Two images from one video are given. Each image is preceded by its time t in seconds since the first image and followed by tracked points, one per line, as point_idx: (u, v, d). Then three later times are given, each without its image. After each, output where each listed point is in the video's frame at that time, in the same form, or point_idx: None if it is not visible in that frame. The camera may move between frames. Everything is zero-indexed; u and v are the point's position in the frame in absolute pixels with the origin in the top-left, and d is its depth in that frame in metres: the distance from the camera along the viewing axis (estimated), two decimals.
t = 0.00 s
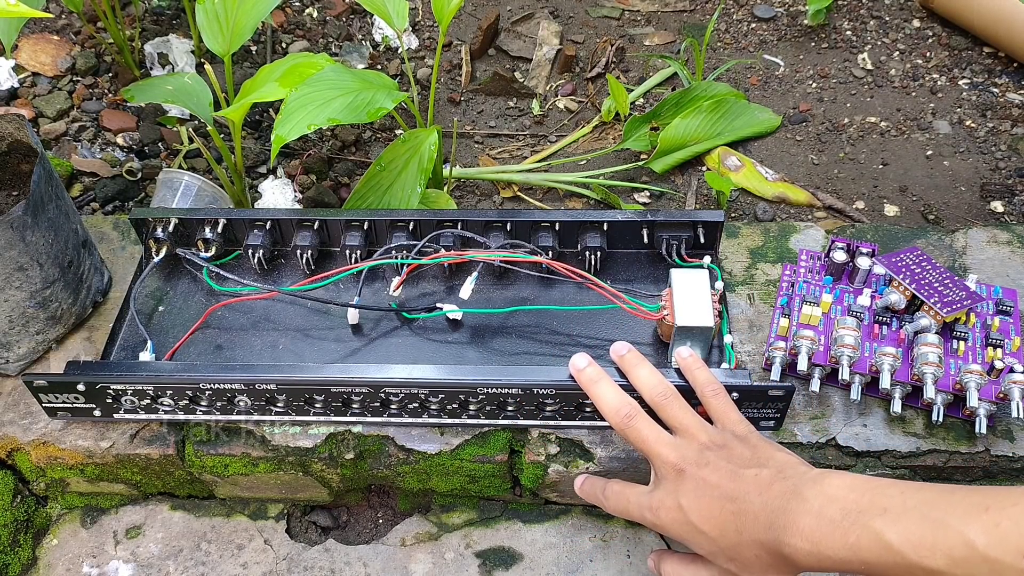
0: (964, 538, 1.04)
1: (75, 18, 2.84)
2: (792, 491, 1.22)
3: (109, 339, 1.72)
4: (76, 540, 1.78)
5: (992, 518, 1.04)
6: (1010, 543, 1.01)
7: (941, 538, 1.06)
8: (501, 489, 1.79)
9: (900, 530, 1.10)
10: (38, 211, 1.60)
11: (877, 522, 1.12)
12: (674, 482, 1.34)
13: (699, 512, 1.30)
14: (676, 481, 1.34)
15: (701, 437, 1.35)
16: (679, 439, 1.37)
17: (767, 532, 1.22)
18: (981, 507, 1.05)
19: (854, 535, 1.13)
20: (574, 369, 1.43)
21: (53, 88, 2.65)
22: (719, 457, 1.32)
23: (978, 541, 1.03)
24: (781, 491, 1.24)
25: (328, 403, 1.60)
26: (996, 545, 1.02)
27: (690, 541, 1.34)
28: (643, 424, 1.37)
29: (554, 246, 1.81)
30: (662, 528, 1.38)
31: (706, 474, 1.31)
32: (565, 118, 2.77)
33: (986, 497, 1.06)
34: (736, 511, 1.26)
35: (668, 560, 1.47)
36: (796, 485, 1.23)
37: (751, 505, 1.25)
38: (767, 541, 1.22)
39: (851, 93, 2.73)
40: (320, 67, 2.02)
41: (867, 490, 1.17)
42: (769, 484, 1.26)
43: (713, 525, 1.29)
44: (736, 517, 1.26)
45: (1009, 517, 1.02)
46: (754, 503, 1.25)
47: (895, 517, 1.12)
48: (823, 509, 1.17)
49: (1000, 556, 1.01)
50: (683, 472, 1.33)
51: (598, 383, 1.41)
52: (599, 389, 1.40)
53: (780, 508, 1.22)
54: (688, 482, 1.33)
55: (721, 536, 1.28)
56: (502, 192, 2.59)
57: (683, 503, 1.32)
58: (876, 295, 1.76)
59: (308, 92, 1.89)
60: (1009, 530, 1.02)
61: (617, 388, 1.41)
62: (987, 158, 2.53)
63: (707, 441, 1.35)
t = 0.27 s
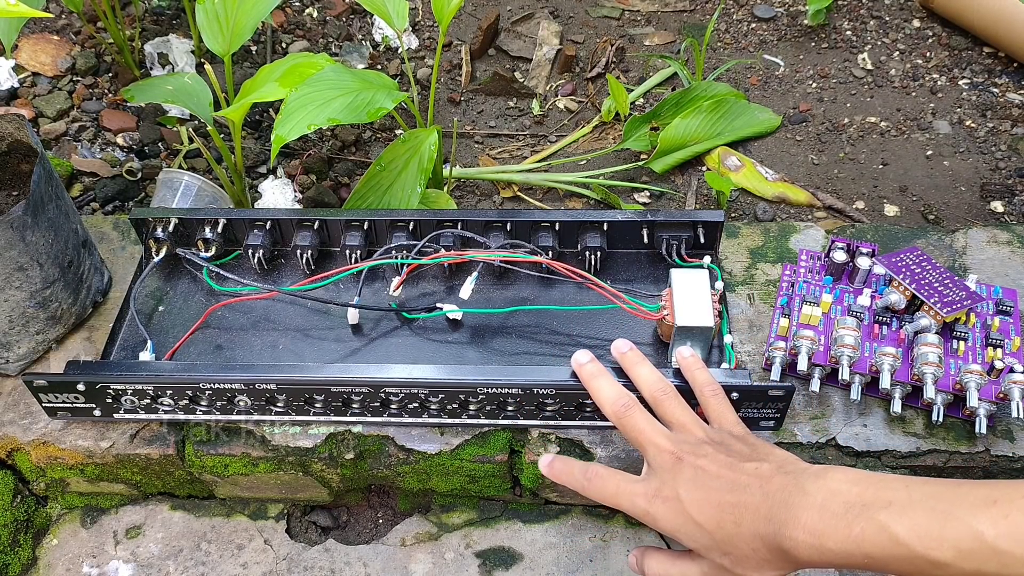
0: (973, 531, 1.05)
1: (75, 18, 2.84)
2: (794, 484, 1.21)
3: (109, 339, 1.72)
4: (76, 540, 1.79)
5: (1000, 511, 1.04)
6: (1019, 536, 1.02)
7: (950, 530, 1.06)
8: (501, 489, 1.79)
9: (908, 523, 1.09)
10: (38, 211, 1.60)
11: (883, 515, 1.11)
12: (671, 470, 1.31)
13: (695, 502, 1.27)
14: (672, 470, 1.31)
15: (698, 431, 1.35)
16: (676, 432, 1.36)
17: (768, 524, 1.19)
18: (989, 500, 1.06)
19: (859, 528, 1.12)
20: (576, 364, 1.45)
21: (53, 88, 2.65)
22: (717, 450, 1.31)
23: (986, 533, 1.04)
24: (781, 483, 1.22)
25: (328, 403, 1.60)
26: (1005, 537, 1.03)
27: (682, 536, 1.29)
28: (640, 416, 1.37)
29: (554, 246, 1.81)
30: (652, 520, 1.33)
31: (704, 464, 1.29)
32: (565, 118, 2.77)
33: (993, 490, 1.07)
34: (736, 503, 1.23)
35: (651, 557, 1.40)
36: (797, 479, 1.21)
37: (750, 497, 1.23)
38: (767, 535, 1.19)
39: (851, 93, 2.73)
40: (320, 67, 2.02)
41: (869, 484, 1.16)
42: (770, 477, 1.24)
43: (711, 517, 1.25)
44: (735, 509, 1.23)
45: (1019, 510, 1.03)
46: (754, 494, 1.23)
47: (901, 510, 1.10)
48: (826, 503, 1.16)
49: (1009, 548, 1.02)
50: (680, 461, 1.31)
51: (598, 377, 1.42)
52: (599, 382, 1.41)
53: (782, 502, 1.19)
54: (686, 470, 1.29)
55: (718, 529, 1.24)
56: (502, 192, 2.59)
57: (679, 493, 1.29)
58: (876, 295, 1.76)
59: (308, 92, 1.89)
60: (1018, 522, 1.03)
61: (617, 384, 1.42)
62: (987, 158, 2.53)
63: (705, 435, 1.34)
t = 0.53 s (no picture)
0: (990, 560, 0.98)
1: (75, 18, 2.84)
2: (792, 509, 1.05)
3: (109, 339, 1.72)
4: (76, 540, 1.79)
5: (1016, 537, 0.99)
6: None
7: (967, 561, 0.98)
8: (501, 489, 1.79)
9: (920, 555, 0.99)
10: (38, 211, 1.60)
11: (893, 547, 1.01)
12: (651, 473, 1.03)
13: (678, 513, 1.02)
14: (652, 471, 1.03)
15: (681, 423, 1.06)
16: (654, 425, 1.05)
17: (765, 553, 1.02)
18: (1004, 526, 1.00)
19: (869, 563, 1.00)
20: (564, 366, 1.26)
21: (53, 88, 2.65)
22: (701, 451, 1.05)
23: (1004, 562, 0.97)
24: (779, 506, 1.05)
25: (328, 403, 1.59)
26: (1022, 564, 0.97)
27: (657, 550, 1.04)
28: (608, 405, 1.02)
29: (554, 246, 1.81)
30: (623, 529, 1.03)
31: (691, 470, 1.04)
32: (565, 118, 2.77)
33: (1004, 513, 1.01)
34: (725, 522, 1.02)
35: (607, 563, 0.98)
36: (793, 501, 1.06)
37: (742, 518, 1.03)
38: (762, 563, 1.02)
39: (851, 93, 2.73)
40: (320, 67, 2.02)
41: (870, 508, 1.05)
42: (766, 500, 1.05)
43: (695, 534, 1.02)
44: (722, 527, 1.02)
45: None
46: (748, 517, 1.03)
47: (912, 541, 1.01)
48: (829, 533, 1.03)
49: None
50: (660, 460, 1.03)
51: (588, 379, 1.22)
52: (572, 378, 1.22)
53: (782, 534, 1.03)
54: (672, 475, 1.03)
55: (703, 548, 1.02)
56: (502, 192, 2.59)
57: (661, 503, 1.02)
58: (876, 295, 1.76)
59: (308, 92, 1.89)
60: None
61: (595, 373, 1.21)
62: (987, 158, 2.53)
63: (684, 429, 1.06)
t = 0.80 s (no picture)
0: (994, 561, 0.99)
1: (75, 18, 2.84)
2: (797, 510, 1.09)
3: (109, 339, 1.72)
4: (76, 540, 1.79)
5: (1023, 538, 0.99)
6: None
7: (971, 562, 0.99)
8: (501, 489, 1.79)
9: (926, 556, 1.01)
10: (38, 211, 1.60)
11: (898, 548, 1.03)
12: (661, 473, 1.06)
13: (687, 513, 1.06)
14: (663, 471, 1.06)
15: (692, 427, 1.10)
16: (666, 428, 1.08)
17: (771, 554, 1.06)
18: (1010, 528, 1.00)
19: (873, 563, 1.03)
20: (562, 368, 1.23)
21: (53, 88, 2.65)
22: (712, 455, 1.09)
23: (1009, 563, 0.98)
24: (785, 508, 1.09)
25: (328, 403, 1.59)
26: None
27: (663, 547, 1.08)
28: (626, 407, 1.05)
29: (554, 246, 1.81)
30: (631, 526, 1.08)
31: (700, 470, 1.07)
32: (565, 118, 2.77)
33: (1012, 515, 1.02)
34: (730, 521, 1.07)
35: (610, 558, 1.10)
36: (799, 502, 1.10)
37: (748, 518, 1.07)
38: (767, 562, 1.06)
39: (851, 93, 2.73)
40: (320, 67, 2.01)
41: (877, 511, 1.08)
42: (772, 500, 1.09)
43: (703, 534, 1.06)
44: (728, 527, 1.07)
45: None
46: (756, 517, 1.07)
47: (917, 542, 1.03)
48: (836, 535, 1.06)
49: None
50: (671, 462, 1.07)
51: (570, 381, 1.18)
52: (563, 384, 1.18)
53: (786, 532, 1.07)
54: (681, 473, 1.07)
55: (710, 548, 1.07)
56: (502, 192, 2.59)
57: (671, 502, 1.06)
58: (876, 295, 1.76)
59: (308, 92, 1.89)
60: None
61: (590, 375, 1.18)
62: (987, 158, 2.53)
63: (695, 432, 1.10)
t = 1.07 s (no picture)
0: (1008, 546, 0.89)
1: (75, 18, 2.84)
2: (804, 493, 1.03)
3: (109, 339, 1.72)
4: (76, 540, 1.79)
5: None
6: None
7: (983, 545, 0.90)
8: (501, 489, 1.79)
9: (938, 540, 0.93)
10: (38, 211, 1.60)
11: (908, 532, 0.95)
12: (676, 462, 1.06)
13: (698, 499, 1.04)
14: (677, 460, 1.06)
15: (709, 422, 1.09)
16: (684, 422, 1.09)
17: (780, 535, 1.00)
18: None
19: (883, 546, 0.95)
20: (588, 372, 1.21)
21: (53, 88, 2.65)
22: (727, 446, 1.08)
23: None
24: (798, 493, 1.03)
25: (328, 403, 1.59)
26: None
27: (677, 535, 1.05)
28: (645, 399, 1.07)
29: (554, 246, 1.81)
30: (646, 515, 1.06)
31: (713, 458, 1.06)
32: (565, 118, 2.77)
33: None
34: (742, 506, 1.02)
35: (621, 552, 1.05)
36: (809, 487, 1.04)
37: (759, 502, 1.03)
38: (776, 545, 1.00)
39: (851, 93, 2.73)
40: (320, 67, 2.01)
41: (889, 497, 1.00)
42: (782, 485, 1.04)
43: (715, 518, 1.03)
44: (741, 511, 1.02)
45: None
46: (767, 502, 1.02)
47: (928, 526, 0.95)
48: (846, 519, 0.99)
49: None
50: (687, 452, 1.06)
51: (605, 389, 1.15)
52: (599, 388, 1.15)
53: (793, 513, 1.01)
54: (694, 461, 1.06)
55: (722, 531, 1.02)
56: (502, 192, 2.59)
57: (683, 489, 1.05)
58: (876, 295, 1.76)
59: (308, 92, 1.89)
60: None
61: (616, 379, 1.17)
62: (987, 158, 2.53)
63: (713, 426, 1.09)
